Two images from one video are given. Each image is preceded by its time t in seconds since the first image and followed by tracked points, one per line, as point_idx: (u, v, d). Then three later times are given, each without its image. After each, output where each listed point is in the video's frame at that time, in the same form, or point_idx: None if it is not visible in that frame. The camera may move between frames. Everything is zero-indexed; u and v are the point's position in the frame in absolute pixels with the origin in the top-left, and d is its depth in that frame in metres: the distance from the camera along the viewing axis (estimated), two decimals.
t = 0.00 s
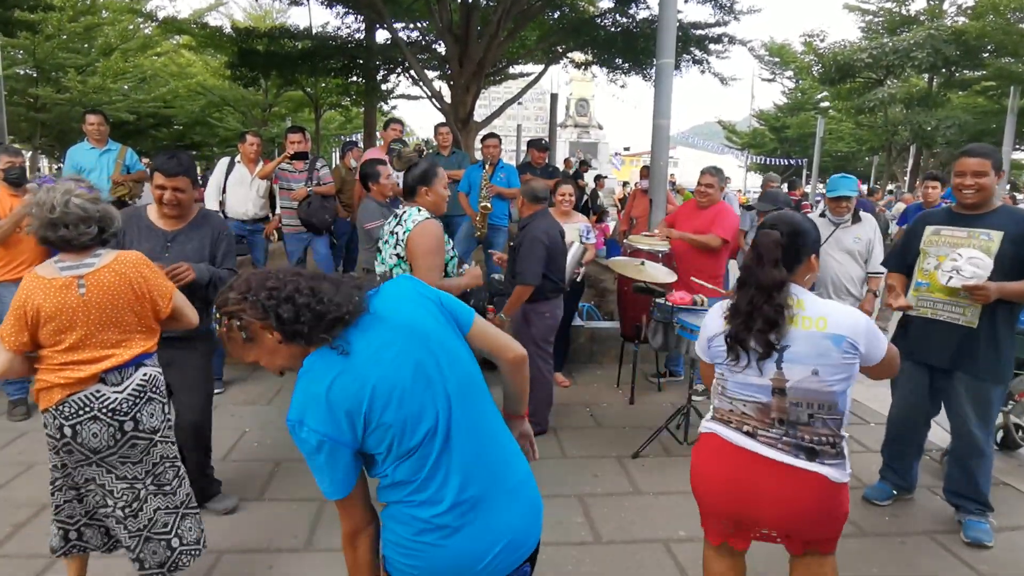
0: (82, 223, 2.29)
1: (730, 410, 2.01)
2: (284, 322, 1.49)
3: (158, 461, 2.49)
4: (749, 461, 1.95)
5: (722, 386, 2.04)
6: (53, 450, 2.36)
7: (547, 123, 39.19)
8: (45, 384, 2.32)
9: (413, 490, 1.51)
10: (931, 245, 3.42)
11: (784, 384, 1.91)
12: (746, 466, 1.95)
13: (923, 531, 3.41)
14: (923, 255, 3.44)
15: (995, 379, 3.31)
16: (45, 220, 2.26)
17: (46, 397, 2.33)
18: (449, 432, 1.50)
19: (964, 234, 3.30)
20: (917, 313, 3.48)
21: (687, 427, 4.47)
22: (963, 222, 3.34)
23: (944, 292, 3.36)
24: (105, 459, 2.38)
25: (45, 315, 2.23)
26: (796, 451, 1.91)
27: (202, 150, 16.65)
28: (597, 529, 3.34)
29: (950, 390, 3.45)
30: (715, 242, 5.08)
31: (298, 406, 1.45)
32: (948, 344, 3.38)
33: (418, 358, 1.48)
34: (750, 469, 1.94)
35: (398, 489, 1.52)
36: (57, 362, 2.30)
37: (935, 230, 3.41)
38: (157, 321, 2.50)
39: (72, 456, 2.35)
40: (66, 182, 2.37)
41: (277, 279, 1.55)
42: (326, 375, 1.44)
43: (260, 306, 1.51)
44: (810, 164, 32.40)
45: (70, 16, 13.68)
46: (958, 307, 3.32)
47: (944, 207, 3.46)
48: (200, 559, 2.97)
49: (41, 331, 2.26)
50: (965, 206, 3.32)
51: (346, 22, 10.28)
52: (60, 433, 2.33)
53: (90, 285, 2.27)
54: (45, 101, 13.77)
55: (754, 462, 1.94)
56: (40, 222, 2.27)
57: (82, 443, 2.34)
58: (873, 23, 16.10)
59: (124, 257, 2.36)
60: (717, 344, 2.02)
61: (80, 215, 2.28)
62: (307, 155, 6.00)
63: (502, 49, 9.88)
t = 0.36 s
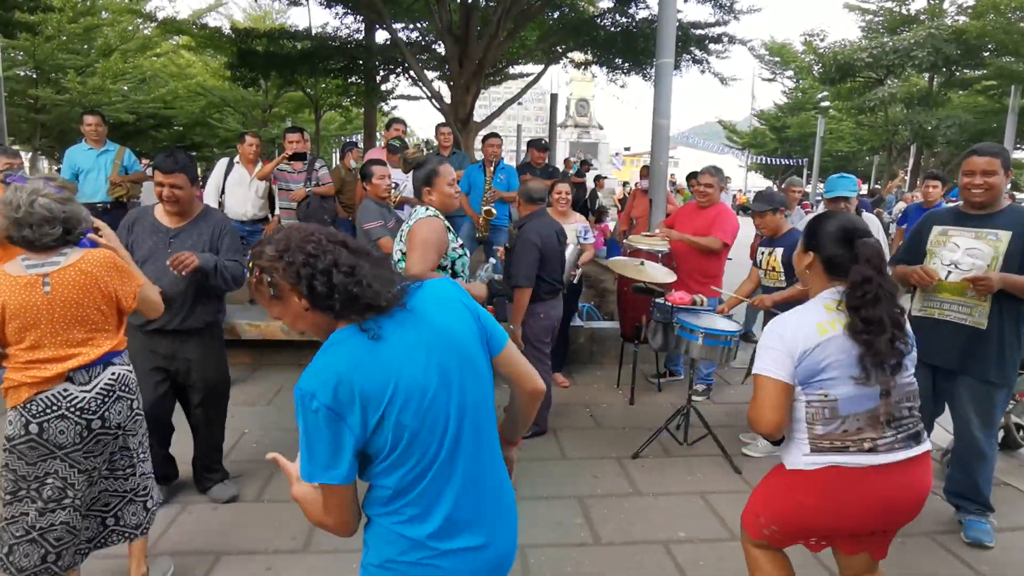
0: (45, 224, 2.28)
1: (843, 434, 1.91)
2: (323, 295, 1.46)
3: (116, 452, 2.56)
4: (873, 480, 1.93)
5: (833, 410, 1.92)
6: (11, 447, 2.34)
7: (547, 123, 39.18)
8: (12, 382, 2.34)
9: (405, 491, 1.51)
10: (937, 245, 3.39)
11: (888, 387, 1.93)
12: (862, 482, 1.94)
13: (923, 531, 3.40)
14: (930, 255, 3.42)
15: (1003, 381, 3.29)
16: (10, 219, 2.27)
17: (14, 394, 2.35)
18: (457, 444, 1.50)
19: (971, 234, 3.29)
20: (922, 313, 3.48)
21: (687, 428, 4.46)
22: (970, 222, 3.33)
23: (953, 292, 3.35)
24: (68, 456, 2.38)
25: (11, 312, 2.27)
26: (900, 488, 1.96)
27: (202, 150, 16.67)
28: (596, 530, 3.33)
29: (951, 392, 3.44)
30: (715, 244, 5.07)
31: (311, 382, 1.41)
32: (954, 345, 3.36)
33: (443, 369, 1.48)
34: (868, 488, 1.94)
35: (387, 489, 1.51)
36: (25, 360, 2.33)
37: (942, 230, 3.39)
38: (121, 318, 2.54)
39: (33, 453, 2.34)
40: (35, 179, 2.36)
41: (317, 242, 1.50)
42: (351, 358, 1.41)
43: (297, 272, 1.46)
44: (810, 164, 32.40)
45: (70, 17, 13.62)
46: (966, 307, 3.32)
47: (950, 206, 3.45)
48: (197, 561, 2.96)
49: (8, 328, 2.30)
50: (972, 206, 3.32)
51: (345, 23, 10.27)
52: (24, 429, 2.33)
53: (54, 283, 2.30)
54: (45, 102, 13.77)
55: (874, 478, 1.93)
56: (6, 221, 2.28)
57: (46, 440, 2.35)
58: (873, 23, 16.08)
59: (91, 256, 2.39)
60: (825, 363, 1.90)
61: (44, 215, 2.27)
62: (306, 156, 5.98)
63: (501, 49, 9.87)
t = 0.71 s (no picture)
0: (53, 223, 2.30)
1: (891, 433, 1.89)
2: (410, 251, 1.51)
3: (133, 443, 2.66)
4: (892, 502, 1.84)
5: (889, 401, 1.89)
6: (32, 444, 2.39)
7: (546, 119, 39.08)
8: (29, 380, 2.36)
9: (448, 458, 1.51)
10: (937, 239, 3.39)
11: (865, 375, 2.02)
12: (884, 504, 1.84)
13: (923, 523, 3.40)
14: (931, 249, 3.40)
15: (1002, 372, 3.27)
16: (16, 220, 2.27)
17: (30, 392, 2.37)
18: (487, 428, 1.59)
19: (972, 229, 3.29)
20: (922, 308, 3.47)
21: (687, 423, 4.46)
22: (973, 216, 3.31)
23: (953, 286, 3.34)
24: (89, 446, 2.48)
25: (24, 311, 2.28)
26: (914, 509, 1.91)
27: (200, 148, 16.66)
28: (597, 525, 3.33)
29: (949, 386, 3.43)
30: (714, 240, 5.06)
31: (398, 338, 1.36)
32: (953, 337, 3.35)
33: (488, 339, 1.58)
34: (889, 512, 1.84)
35: (428, 456, 1.50)
36: (39, 358, 2.36)
37: (943, 224, 3.39)
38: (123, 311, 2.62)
39: (56, 447, 2.41)
40: (35, 180, 2.36)
41: (415, 194, 1.55)
42: (430, 319, 1.41)
43: (397, 222, 1.49)
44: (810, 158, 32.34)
45: (66, 16, 13.52)
46: (965, 301, 3.30)
47: (950, 200, 3.44)
48: (197, 560, 2.96)
49: (20, 329, 2.30)
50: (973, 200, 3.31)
51: (342, 19, 10.24)
52: (45, 425, 2.39)
53: (67, 282, 2.34)
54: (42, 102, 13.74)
55: (894, 502, 1.85)
56: (10, 221, 2.28)
57: (67, 433, 2.43)
58: (872, 16, 16.03)
59: (98, 253, 2.46)
60: (878, 361, 1.84)
61: (51, 214, 2.30)
62: (303, 154, 5.85)
63: (499, 45, 9.84)
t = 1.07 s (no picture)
0: (45, 219, 2.33)
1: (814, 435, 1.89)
2: (413, 252, 1.53)
3: (135, 438, 2.68)
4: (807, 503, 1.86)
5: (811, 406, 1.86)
6: (31, 433, 2.50)
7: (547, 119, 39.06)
8: (23, 373, 2.44)
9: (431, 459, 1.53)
10: (936, 237, 3.42)
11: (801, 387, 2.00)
12: (802, 505, 1.85)
13: (923, 522, 3.41)
14: (929, 246, 3.44)
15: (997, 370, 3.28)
16: (8, 217, 2.30)
17: (25, 385, 2.45)
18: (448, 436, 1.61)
19: (969, 227, 3.30)
20: (920, 306, 3.48)
21: (688, 421, 4.47)
22: (975, 214, 3.31)
23: (952, 284, 3.35)
24: (86, 438, 2.55)
25: (17, 306, 2.34)
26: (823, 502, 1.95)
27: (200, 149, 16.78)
28: (597, 524, 3.34)
29: (948, 384, 3.44)
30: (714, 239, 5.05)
31: (427, 337, 1.41)
32: (951, 335, 3.35)
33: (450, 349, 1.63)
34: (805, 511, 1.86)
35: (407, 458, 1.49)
36: (34, 352, 2.42)
37: (940, 222, 3.41)
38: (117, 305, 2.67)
39: (52, 437, 2.51)
40: (24, 176, 2.39)
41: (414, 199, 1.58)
42: (433, 321, 1.45)
43: (410, 219, 1.53)
44: (811, 156, 32.32)
45: (66, 17, 13.54)
46: (963, 299, 3.32)
47: (949, 196, 3.45)
48: (199, 559, 2.97)
49: (14, 323, 2.36)
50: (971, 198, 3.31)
51: (342, 19, 10.25)
52: (39, 416, 2.48)
53: (59, 278, 2.39)
54: (42, 103, 13.76)
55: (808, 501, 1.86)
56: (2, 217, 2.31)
57: (62, 425, 2.51)
58: (872, 14, 16.03)
59: (91, 249, 2.49)
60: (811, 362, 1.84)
61: (42, 211, 2.32)
62: (303, 153, 5.88)
63: (499, 44, 9.84)
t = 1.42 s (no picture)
0: (11, 224, 2.34)
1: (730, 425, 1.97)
2: (336, 250, 1.67)
3: (74, 454, 2.61)
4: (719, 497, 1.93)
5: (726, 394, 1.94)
6: None
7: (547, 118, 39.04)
8: None
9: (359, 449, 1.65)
10: (935, 235, 3.41)
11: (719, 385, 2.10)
12: (711, 498, 1.91)
13: (923, 521, 3.42)
14: (927, 244, 3.43)
15: (993, 365, 3.30)
16: None
17: None
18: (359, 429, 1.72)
19: (969, 224, 3.31)
20: (925, 303, 3.45)
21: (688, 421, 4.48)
22: (971, 212, 3.34)
23: (957, 279, 3.33)
24: (22, 448, 2.49)
25: None
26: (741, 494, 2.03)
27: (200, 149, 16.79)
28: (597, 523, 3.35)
29: (947, 382, 3.45)
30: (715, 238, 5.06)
31: (368, 338, 1.53)
32: (946, 332, 3.38)
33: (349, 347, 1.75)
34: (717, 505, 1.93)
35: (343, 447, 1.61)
36: None
37: (938, 220, 3.41)
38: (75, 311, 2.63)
39: None
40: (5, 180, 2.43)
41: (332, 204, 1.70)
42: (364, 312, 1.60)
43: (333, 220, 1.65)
44: (811, 156, 32.33)
45: (66, 16, 13.54)
46: (969, 292, 3.31)
47: (946, 195, 3.46)
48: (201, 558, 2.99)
49: None
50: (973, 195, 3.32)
51: (343, 19, 10.25)
52: None
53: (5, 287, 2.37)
54: (42, 102, 13.75)
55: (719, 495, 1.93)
56: None
57: None
58: (872, 14, 16.03)
59: (48, 262, 2.47)
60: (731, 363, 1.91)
61: (10, 215, 2.33)
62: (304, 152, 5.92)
63: (500, 44, 9.84)
